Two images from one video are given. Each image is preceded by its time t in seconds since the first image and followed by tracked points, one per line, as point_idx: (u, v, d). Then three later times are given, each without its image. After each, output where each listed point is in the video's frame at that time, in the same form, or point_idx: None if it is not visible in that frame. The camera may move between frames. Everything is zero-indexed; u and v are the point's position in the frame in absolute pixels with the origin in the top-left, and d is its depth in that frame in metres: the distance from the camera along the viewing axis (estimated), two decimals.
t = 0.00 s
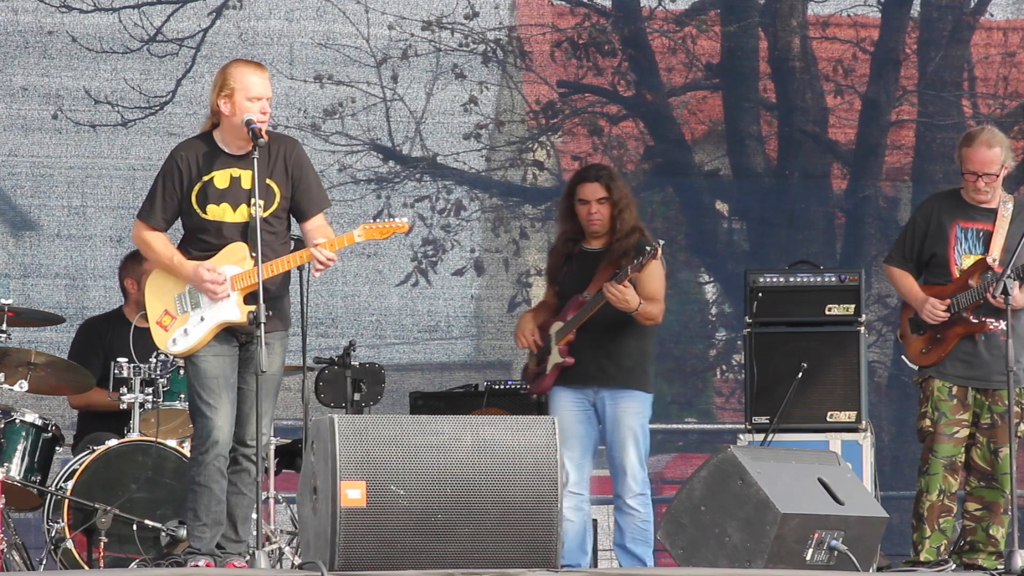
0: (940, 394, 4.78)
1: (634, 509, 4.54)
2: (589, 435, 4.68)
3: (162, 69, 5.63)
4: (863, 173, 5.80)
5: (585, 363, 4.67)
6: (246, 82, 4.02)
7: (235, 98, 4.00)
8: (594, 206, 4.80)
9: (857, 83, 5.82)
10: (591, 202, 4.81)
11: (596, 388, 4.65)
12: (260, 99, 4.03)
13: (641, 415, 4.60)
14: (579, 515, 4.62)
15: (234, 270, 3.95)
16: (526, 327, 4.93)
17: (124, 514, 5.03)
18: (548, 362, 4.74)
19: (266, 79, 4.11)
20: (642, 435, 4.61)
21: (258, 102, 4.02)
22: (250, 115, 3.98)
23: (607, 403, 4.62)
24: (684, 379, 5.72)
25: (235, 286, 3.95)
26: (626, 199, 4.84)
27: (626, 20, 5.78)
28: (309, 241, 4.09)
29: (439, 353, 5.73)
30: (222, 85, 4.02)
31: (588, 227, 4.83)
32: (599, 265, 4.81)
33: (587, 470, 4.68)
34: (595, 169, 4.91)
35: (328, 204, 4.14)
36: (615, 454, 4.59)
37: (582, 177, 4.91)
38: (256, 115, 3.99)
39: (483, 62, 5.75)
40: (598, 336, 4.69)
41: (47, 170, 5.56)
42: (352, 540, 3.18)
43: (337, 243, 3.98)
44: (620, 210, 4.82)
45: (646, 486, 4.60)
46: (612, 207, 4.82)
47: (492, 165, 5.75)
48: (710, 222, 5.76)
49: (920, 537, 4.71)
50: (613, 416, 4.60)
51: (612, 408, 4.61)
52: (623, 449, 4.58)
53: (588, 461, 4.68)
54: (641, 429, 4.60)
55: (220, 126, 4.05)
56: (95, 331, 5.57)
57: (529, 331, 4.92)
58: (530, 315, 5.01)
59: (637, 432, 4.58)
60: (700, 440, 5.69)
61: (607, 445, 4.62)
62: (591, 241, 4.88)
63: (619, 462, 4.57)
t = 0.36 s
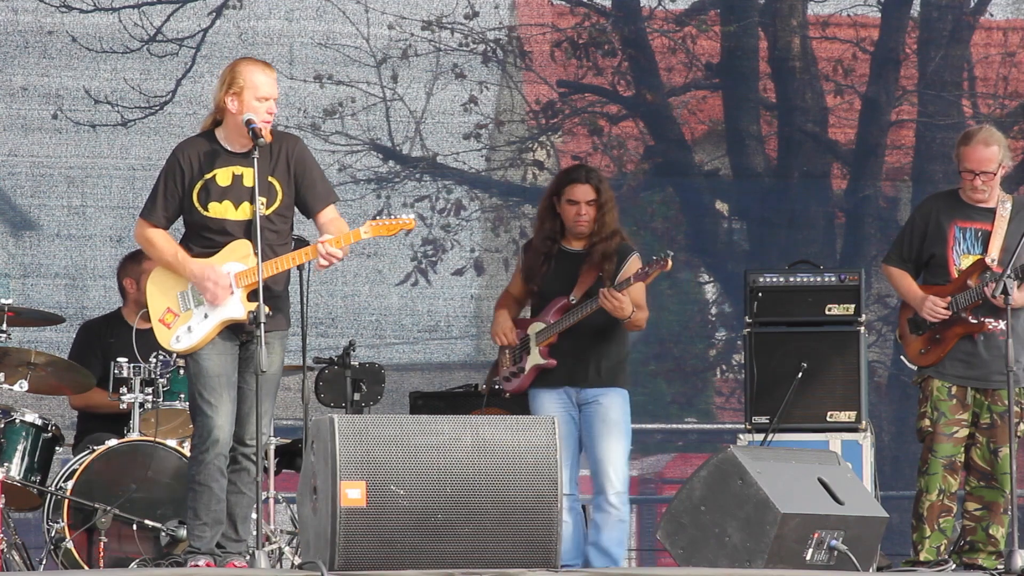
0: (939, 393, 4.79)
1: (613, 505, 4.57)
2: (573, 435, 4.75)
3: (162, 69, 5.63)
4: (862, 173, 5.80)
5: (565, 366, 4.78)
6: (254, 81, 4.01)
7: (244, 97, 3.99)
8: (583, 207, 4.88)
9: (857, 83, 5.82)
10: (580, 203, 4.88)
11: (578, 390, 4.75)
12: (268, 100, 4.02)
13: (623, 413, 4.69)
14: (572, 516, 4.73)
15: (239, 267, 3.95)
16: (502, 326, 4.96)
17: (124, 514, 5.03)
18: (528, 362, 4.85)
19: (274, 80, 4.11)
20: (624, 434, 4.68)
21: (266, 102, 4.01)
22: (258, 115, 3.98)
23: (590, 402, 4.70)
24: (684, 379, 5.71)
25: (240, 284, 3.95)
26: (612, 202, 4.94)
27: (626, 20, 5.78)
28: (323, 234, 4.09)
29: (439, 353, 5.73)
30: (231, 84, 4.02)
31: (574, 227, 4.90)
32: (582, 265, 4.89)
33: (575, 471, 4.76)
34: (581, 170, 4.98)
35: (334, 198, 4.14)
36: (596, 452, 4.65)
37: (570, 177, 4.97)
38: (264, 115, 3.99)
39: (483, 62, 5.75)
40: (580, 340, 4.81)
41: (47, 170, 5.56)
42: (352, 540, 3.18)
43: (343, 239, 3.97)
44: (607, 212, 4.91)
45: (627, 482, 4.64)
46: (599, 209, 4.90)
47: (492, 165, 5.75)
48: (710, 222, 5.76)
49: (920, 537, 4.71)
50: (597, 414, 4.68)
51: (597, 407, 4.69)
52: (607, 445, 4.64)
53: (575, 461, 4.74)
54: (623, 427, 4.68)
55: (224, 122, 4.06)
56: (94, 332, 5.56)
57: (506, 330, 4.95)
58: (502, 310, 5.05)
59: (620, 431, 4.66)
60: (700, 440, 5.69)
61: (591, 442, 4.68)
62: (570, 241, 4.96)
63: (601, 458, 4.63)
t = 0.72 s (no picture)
0: (939, 394, 4.78)
1: (612, 503, 4.57)
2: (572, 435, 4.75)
3: (162, 69, 5.63)
4: (862, 174, 5.80)
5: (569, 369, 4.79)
6: (252, 82, 4.00)
7: (242, 99, 3.98)
8: (582, 211, 4.90)
9: (857, 83, 5.82)
10: (580, 207, 4.90)
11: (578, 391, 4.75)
12: (267, 102, 4.00)
13: (621, 411, 4.69)
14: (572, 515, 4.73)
15: (238, 268, 3.95)
16: (501, 330, 4.96)
17: (124, 514, 5.02)
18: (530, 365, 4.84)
19: (273, 80, 4.09)
20: (623, 430, 4.67)
21: (265, 104, 4.00)
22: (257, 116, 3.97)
23: (589, 401, 4.71)
24: (684, 380, 5.71)
25: (240, 285, 3.96)
26: (608, 206, 4.98)
27: (626, 20, 5.78)
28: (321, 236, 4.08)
29: (439, 353, 5.73)
30: (229, 86, 4.01)
31: (574, 232, 4.91)
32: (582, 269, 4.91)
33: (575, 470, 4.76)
34: (578, 175, 5.02)
35: (334, 200, 4.14)
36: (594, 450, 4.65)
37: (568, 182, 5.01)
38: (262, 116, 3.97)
39: (483, 62, 5.75)
40: (583, 344, 4.83)
41: (47, 170, 5.56)
42: (352, 540, 3.18)
43: (343, 240, 3.96)
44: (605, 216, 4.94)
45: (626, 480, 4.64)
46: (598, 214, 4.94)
47: (492, 165, 5.75)
48: (710, 222, 5.76)
49: (920, 537, 4.71)
50: (596, 412, 4.68)
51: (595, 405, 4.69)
52: (605, 442, 4.63)
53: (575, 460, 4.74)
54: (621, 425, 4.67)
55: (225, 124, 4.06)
56: (93, 331, 5.57)
57: (505, 335, 4.94)
58: (500, 316, 5.04)
59: (618, 428, 4.66)
60: (700, 440, 5.69)
61: (589, 440, 4.68)
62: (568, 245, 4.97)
63: (600, 455, 4.62)
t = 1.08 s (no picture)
0: (938, 393, 4.78)
1: (611, 506, 4.58)
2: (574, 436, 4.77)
3: (161, 70, 5.63)
4: (862, 174, 5.80)
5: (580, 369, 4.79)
6: (232, 76, 3.99)
7: (223, 95, 3.99)
8: (582, 200, 4.98)
9: (857, 83, 5.82)
10: (575, 193, 4.99)
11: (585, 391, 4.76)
12: (245, 95, 3.98)
13: (624, 415, 4.72)
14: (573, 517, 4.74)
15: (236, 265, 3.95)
16: (511, 330, 4.90)
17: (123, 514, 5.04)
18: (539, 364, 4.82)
19: (262, 71, 4.05)
20: (625, 435, 4.70)
21: (242, 97, 3.97)
22: (235, 111, 3.97)
23: (594, 403, 4.74)
24: (683, 380, 5.71)
25: (237, 282, 3.95)
26: (610, 201, 5.05)
27: (626, 20, 5.78)
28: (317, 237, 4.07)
29: (439, 353, 5.73)
30: (218, 83, 4.04)
31: (571, 219, 4.98)
32: (587, 264, 4.93)
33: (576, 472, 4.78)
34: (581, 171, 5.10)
35: (330, 200, 4.15)
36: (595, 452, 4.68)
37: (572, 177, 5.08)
38: (240, 110, 3.96)
39: (483, 62, 5.75)
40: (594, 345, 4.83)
41: (47, 170, 5.56)
42: (352, 540, 3.18)
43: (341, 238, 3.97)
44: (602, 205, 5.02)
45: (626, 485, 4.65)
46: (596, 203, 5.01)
47: (492, 165, 5.75)
48: (710, 222, 5.76)
49: (920, 537, 4.71)
50: (599, 414, 4.71)
51: (599, 407, 4.72)
52: (607, 445, 4.66)
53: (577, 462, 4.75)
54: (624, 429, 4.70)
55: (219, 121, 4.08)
56: (95, 331, 5.57)
57: (515, 335, 4.88)
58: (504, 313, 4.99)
59: (621, 432, 4.68)
60: (700, 440, 5.68)
61: (592, 442, 4.70)
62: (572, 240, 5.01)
63: (602, 458, 4.65)
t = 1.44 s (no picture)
0: (938, 393, 4.78)
1: (614, 506, 4.62)
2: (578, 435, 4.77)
3: (161, 70, 5.63)
4: (862, 174, 5.80)
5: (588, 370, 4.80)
6: (228, 78, 3.97)
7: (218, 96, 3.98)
8: (595, 200, 4.95)
9: (857, 83, 5.82)
10: (590, 194, 4.96)
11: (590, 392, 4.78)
12: (241, 96, 3.98)
13: (628, 415, 4.75)
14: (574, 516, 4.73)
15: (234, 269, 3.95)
16: (522, 330, 4.86)
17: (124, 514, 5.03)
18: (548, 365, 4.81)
19: (258, 71, 4.04)
20: (629, 436, 4.72)
21: (238, 98, 3.97)
22: (230, 112, 3.96)
23: (600, 402, 4.76)
24: (683, 380, 5.71)
25: (235, 285, 3.95)
26: (619, 200, 5.04)
27: (626, 20, 5.78)
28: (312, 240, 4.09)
29: (438, 353, 5.73)
30: (213, 84, 4.04)
31: (582, 218, 4.94)
32: (597, 262, 4.93)
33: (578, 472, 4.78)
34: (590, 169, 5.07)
35: (327, 205, 4.14)
36: (598, 453, 4.70)
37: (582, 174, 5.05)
38: (236, 111, 3.96)
39: (483, 62, 5.75)
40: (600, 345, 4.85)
41: (47, 170, 5.56)
42: (352, 540, 3.18)
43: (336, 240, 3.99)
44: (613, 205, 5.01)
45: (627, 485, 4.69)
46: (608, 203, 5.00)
47: (492, 165, 5.75)
48: (710, 222, 5.76)
49: (920, 537, 4.71)
50: (605, 414, 4.72)
51: (604, 406, 4.75)
52: (613, 444, 4.68)
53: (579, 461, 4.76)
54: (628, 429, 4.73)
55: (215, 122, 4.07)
56: (95, 331, 5.57)
57: (526, 336, 4.86)
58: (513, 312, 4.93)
59: (626, 432, 4.71)
60: (700, 440, 5.68)
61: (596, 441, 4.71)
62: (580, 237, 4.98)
63: (608, 458, 4.66)
